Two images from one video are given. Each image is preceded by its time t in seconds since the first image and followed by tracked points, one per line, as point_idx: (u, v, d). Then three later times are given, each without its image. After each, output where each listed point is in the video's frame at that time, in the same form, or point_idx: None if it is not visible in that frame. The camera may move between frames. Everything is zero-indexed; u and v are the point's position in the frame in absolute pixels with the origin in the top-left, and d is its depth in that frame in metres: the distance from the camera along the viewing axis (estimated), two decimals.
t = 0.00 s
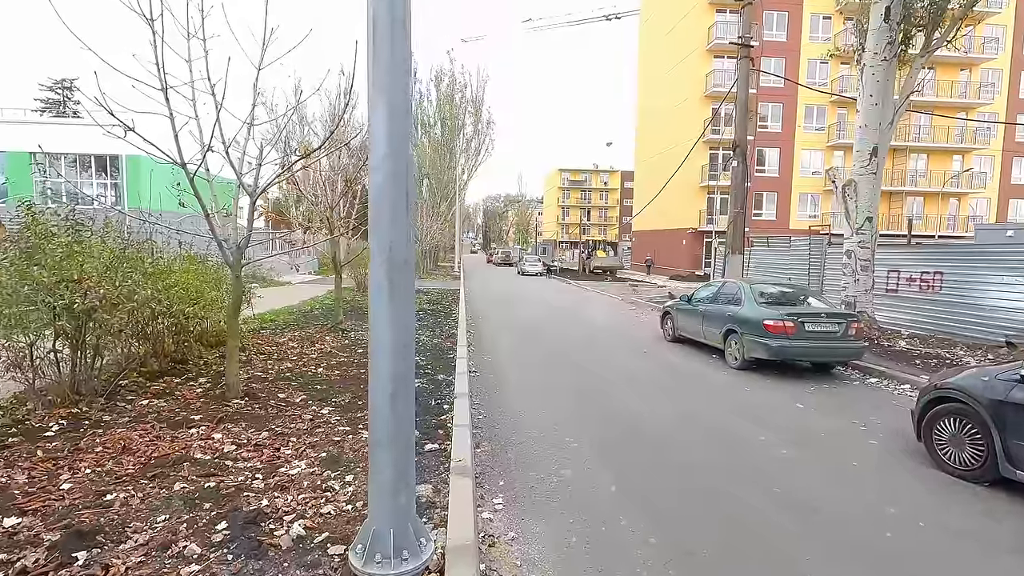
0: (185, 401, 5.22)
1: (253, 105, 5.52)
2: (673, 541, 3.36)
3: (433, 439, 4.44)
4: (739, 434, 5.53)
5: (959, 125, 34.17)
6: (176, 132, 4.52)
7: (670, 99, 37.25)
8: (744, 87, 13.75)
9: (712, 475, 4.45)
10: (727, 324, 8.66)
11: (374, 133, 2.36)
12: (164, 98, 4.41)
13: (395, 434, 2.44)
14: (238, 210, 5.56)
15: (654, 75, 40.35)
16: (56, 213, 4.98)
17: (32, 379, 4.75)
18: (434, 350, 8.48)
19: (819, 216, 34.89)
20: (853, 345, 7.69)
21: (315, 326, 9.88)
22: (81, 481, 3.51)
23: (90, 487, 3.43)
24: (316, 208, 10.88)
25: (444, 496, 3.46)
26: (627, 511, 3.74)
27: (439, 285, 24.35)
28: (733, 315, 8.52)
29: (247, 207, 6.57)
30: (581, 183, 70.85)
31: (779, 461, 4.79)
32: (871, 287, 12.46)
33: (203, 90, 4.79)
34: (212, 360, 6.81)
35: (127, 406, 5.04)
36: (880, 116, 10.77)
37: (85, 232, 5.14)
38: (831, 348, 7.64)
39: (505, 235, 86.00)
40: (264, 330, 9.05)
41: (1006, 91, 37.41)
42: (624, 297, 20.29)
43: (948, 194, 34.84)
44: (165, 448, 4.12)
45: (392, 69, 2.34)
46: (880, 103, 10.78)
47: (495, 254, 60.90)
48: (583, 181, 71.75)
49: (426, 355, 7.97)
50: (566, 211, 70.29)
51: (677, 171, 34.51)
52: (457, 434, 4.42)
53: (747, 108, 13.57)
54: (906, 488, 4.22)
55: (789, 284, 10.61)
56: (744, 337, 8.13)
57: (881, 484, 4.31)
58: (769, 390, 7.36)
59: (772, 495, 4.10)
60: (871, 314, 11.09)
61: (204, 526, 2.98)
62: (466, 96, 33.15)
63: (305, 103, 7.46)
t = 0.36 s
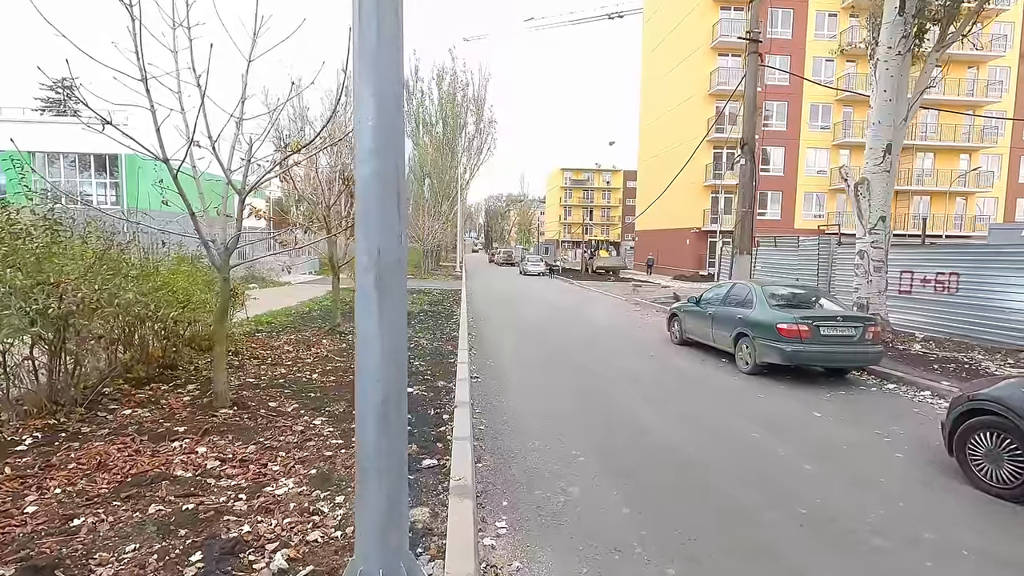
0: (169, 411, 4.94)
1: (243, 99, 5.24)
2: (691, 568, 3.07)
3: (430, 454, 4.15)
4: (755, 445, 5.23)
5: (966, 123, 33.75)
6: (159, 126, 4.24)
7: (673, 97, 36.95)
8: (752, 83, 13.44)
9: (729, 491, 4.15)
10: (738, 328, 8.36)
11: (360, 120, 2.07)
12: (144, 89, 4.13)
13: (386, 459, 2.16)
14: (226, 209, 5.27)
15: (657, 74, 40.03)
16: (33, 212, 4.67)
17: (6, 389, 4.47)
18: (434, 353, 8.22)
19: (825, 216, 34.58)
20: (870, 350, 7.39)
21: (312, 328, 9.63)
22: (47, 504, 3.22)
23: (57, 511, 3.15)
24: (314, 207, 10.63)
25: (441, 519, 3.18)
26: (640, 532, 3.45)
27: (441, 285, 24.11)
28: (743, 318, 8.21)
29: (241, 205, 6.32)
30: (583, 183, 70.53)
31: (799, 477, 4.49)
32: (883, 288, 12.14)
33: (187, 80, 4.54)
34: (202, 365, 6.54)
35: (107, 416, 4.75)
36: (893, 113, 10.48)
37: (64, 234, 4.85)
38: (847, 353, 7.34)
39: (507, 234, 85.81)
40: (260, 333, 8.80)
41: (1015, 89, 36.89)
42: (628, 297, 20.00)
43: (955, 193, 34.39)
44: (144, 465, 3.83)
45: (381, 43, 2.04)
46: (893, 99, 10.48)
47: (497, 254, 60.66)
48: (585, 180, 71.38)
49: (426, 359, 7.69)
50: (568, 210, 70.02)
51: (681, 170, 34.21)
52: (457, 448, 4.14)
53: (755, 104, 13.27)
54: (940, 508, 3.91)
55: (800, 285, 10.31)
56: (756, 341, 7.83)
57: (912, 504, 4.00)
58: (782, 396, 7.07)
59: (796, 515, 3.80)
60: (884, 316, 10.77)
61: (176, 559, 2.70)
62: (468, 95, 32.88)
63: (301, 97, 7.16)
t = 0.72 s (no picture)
0: (156, 418, 4.68)
1: (234, 90, 4.97)
2: None
3: (431, 467, 3.87)
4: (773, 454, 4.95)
5: (974, 120, 33.29)
6: (142, 118, 3.97)
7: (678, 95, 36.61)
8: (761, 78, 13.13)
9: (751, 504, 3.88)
10: (750, 329, 8.07)
11: (347, 98, 1.80)
12: (124, 77, 3.86)
13: (377, 484, 1.90)
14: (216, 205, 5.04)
15: (661, 72, 39.68)
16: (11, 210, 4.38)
17: None
18: (436, 355, 7.95)
19: (830, 214, 34.25)
20: (890, 352, 7.09)
21: (311, 329, 9.38)
22: (12, 526, 2.95)
23: (23, 534, 2.89)
24: (313, 206, 10.37)
25: (443, 542, 2.91)
26: (658, 554, 3.17)
27: (444, 284, 23.87)
28: (756, 319, 7.92)
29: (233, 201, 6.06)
30: (587, 181, 70.11)
31: (824, 489, 4.21)
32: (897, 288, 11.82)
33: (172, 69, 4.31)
34: (193, 368, 6.28)
35: (90, 424, 4.49)
36: (908, 108, 10.17)
37: (45, 235, 4.57)
38: (866, 356, 7.04)
39: (509, 233, 85.50)
40: (256, 334, 8.54)
41: None
42: (633, 298, 19.69)
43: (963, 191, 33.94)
44: (123, 479, 3.57)
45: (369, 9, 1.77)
46: (908, 93, 10.16)
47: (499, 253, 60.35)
48: (588, 179, 70.99)
49: (427, 362, 7.42)
50: (571, 209, 69.68)
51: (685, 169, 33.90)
52: (459, 460, 3.87)
53: (764, 99, 12.96)
54: (982, 528, 3.60)
55: (813, 285, 10.01)
56: (770, 343, 7.55)
57: (950, 520, 3.71)
58: (799, 400, 6.78)
59: (826, 534, 3.51)
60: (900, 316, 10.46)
61: None
62: (471, 93, 32.59)
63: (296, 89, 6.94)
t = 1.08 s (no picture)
0: (142, 429, 4.41)
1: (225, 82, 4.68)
2: None
3: (433, 485, 3.59)
4: (796, 466, 4.66)
5: (984, 116, 32.85)
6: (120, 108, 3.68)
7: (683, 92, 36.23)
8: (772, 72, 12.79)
9: (779, 525, 3.59)
10: (765, 331, 7.77)
11: (332, 72, 1.51)
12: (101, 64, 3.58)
13: (370, 526, 1.61)
14: (207, 203, 4.77)
15: (665, 69, 39.32)
16: None
17: None
18: (438, 358, 7.69)
19: (837, 212, 33.90)
20: (912, 356, 6.79)
21: (311, 331, 9.11)
22: None
23: None
24: (312, 205, 10.11)
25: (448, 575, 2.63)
26: None
27: (447, 284, 23.59)
28: (771, 321, 7.62)
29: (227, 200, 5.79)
30: (590, 180, 69.70)
31: (856, 506, 3.91)
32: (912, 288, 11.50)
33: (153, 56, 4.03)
34: (186, 374, 6.03)
35: (71, 437, 4.23)
36: (926, 102, 9.83)
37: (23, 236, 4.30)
38: (888, 360, 6.74)
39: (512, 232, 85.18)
40: (254, 336, 8.27)
41: None
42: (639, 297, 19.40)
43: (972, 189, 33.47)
44: (101, 500, 3.30)
45: None
46: (926, 87, 9.82)
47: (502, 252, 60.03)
48: (591, 178, 70.59)
49: (430, 365, 7.16)
50: (574, 208, 69.33)
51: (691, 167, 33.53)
52: (464, 478, 3.60)
53: (775, 95, 12.62)
54: None
55: (827, 285, 9.71)
56: (786, 346, 7.25)
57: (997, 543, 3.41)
58: (818, 406, 6.48)
59: (864, 560, 3.21)
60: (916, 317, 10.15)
61: None
62: (474, 90, 32.29)
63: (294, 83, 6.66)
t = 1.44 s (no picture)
0: (127, 435, 4.19)
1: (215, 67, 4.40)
2: None
3: (432, 499, 3.33)
4: (817, 476, 4.39)
5: (992, 113, 32.46)
6: (94, 92, 3.41)
7: (687, 89, 35.84)
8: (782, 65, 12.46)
9: (806, 542, 3.32)
10: (778, 332, 7.49)
11: (305, 25, 1.25)
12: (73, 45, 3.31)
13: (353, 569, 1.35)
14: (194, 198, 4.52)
15: (670, 66, 38.96)
16: None
17: None
18: (439, 359, 7.44)
19: (843, 211, 33.55)
20: (934, 358, 6.50)
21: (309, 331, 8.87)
22: None
23: None
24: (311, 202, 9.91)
25: None
26: None
27: (449, 282, 23.36)
28: (785, 321, 7.34)
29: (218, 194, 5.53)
30: (593, 179, 69.41)
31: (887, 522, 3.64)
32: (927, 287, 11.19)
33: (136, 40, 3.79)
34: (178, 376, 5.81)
35: (50, 444, 4.01)
36: (943, 95, 9.51)
37: None
38: (907, 362, 6.46)
39: (514, 231, 84.99)
40: (250, 336, 8.03)
41: None
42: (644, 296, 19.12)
43: (979, 186, 33.07)
44: (73, 516, 3.05)
45: None
46: (944, 80, 9.50)
47: (505, 251, 59.75)
48: (594, 176, 70.10)
49: (430, 367, 6.89)
50: (577, 206, 69.04)
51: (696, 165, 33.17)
52: (467, 492, 3.34)
53: (785, 89, 12.32)
54: None
55: (840, 284, 9.41)
56: (801, 347, 6.98)
57: None
58: (835, 409, 6.21)
59: None
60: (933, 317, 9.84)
61: None
62: (477, 87, 31.98)
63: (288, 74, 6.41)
